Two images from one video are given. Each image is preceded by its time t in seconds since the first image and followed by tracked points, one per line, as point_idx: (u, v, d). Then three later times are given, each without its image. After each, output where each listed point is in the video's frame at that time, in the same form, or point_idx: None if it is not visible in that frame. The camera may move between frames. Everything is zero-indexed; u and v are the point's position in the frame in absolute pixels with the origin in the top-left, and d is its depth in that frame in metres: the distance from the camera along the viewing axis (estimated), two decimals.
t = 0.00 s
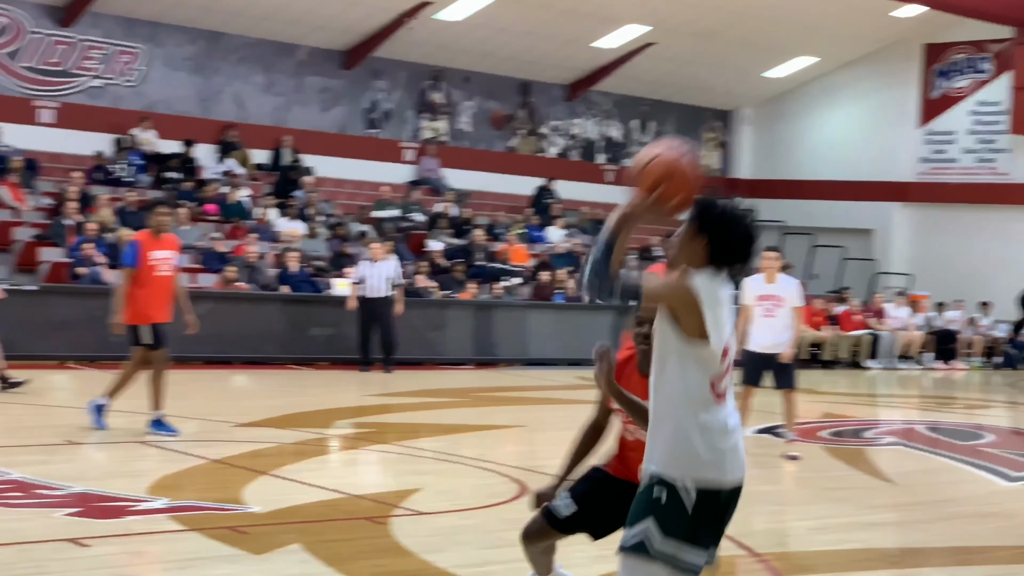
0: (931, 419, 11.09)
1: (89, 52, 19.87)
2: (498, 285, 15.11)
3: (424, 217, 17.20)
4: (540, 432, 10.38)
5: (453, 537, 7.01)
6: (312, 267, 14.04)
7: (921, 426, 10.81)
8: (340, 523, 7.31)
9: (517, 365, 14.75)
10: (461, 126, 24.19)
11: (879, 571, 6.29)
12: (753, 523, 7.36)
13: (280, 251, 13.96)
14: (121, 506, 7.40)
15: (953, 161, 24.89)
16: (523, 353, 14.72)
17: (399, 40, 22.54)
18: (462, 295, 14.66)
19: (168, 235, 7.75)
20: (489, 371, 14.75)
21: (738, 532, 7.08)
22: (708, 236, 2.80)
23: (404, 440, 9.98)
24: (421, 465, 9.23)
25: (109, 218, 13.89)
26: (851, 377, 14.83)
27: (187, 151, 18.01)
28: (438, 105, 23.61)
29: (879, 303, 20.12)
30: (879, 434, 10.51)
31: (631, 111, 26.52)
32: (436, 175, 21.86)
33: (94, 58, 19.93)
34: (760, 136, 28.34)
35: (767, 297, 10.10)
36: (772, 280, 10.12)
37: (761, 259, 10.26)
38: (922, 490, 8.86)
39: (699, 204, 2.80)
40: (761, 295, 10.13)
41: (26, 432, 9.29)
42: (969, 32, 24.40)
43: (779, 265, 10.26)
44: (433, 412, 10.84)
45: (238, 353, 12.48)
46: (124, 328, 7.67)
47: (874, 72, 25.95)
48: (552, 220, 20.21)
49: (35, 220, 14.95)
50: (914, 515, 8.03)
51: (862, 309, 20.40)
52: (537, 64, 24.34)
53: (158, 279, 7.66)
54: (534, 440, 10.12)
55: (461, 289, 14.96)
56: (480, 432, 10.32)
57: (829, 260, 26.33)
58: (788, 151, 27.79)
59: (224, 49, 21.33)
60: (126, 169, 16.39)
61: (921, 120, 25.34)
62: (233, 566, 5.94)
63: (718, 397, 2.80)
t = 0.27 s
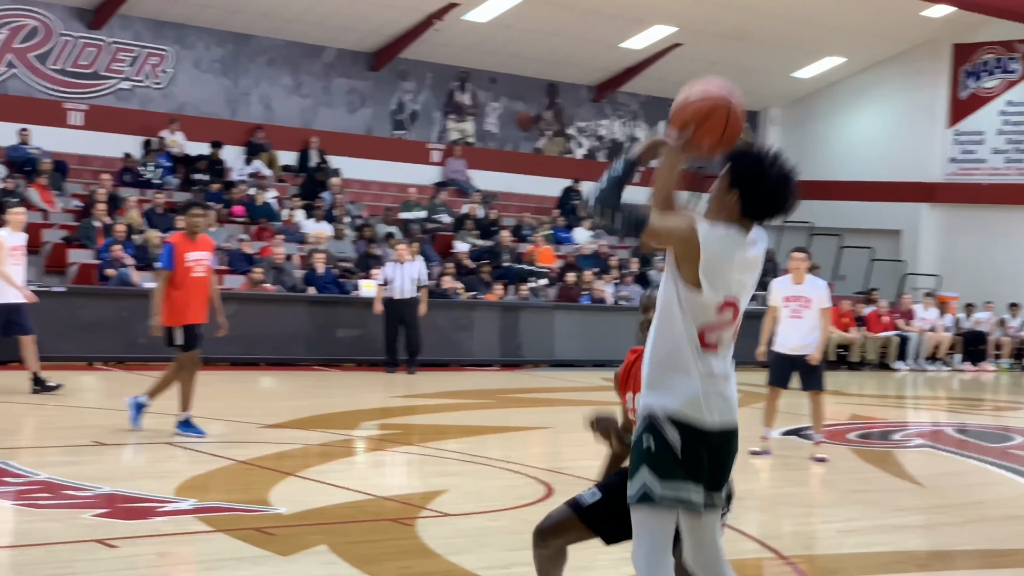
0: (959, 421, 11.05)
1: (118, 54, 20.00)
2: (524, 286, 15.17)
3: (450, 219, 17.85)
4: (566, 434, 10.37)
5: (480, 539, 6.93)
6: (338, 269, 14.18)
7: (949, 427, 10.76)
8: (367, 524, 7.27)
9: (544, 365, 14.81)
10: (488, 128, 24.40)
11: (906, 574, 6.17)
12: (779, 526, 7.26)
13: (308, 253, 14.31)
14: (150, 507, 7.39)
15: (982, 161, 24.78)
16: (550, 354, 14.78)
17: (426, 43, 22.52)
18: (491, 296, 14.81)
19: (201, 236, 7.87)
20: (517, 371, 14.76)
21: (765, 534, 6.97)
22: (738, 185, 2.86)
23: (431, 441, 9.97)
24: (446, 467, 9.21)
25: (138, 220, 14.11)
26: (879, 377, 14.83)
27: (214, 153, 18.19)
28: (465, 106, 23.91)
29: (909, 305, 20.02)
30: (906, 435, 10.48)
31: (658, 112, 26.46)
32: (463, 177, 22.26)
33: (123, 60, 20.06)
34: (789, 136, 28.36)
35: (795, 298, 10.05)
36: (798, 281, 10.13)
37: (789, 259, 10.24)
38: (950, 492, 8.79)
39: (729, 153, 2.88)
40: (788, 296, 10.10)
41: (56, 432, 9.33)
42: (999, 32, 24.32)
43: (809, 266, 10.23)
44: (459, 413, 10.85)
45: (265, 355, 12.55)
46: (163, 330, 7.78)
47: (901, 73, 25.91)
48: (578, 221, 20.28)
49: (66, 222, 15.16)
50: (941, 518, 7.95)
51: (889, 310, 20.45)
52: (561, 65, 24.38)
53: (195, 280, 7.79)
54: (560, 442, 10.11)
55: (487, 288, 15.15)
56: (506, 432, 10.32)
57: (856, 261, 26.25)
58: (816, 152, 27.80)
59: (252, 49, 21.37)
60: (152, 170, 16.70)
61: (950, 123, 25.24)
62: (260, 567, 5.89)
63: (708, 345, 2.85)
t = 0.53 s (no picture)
0: (983, 426, 11.02)
1: (142, 61, 20.01)
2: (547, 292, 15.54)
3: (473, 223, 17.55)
4: (589, 438, 10.34)
5: (505, 543, 6.86)
6: (360, 273, 14.48)
7: (973, 432, 10.74)
8: (389, 530, 7.16)
9: (565, 370, 15.11)
10: (509, 132, 24.27)
11: None
12: (802, 533, 7.13)
13: (331, 258, 14.36)
14: (175, 513, 7.32)
15: (1005, 164, 24.88)
16: (571, 358, 15.06)
17: (447, 46, 22.70)
18: (513, 300, 14.94)
19: (232, 242, 8.04)
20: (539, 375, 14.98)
21: (787, 540, 6.84)
22: (752, 156, 3.16)
23: (453, 447, 9.95)
24: (469, 473, 9.18)
25: (162, 226, 13.90)
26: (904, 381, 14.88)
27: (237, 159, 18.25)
28: (488, 111, 23.54)
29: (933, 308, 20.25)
30: (930, 440, 10.47)
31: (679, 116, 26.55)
32: (484, 181, 21.74)
33: (148, 67, 20.10)
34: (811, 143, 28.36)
35: (817, 302, 10.03)
36: (821, 285, 10.07)
37: (812, 263, 10.23)
38: (975, 498, 8.73)
39: (748, 126, 3.21)
40: (811, 300, 10.07)
41: (81, 439, 9.34)
42: (1021, 34, 24.43)
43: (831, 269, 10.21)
44: (482, 419, 10.85)
45: (288, 360, 12.70)
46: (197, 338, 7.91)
47: (926, 75, 25.86)
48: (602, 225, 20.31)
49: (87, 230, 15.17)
50: (966, 523, 7.87)
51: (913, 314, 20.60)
52: (581, 68, 24.45)
53: (226, 286, 7.92)
54: (583, 446, 10.08)
55: (508, 293, 15.31)
56: (529, 438, 10.30)
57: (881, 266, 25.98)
58: (838, 156, 27.77)
59: (275, 55, 21.52)
60: (177, 178, 16.68)
61: (973, 124, 25.31)
62: (286, 573, 5.82)
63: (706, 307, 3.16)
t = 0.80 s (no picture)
0: (1015, 442, 10.92)
1: (171, 79, 20.29)
2: (574, 308, 15.48)
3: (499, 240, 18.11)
4: (618, 455, 10.30)
5: (532, 561, 6.76)
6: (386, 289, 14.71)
7: (1004, 448, 10.64)
8: (415, 548, 7.07)
9: (594, 387, 15.14)
10: (536, 149, 24.48)
11: None
12: (831, 549, 6.93)
13: (358, 275, 14.61)
14: (203, 529, 7.28)
15: None
16: (600, 375, 15.11)
17: (474, 62, 22.71)
18: (541, 317, 15.02)
19: (267, 259, 8.15)
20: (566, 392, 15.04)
21: (818, 557, 6.66)
22: (758, 145, 3.07)
23: (480, 463, 9.90)
24: (496, 489, 9.10)
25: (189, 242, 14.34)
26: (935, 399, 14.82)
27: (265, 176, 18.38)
28: (514, 128, 23.96)
29: (962, 323, 20.14)
30: (961, 456, 10.40)
31: (706, 132, 26.53)
32: (511, 198, 22.08)
33: (176, 85, 20.33)
34: (840, 156, 28.21)
35: (846, 317, 9.99)
36: (850, 300, 10.04)
37: (841, 278, 10.20)
38: (1008, 514, 8.59)
39: (757, 120, 3.10)
40: (839, 315, 10.04)
41: (111, 455, 9.36)
42: None
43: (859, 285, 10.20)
44: (509, 435, 10.82)
45: (314, 377, 12.89)
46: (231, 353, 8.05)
47: (954, 91, 25.74)
48: (627, 242, 20.64)
49: (115, 247, 15.28)
50: (997, 540, 7.71)
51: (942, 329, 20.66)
52: (607, 85, 24.43)
53: (256, 301, 8.00)
54: (612, 463, 10.02)
55: (536, 310, 15.44)
56: (557, 455, 10.25)
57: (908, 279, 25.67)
58: (866, 171, 27.68)
59: (303, 73, 21.60)
60: (205, 195, 16.91)
61: (1001, 140, 25.17)
62: None
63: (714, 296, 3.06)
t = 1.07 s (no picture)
0: None
1: (195, 97, 20.19)
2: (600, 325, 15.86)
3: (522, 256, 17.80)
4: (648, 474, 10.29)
5: None
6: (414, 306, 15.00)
7: None
8: (443, 566, 6.98)
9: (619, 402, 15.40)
10: (560, 165, 24.53)
11: None
12: (859, 568, 6.82)
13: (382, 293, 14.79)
14: (230, 549, 7.22)
15: None
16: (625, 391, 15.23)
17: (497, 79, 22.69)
18: (567, 334, 15.20)
19: (298, 275, 8.15)
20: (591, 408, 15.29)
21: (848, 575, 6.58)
22: (756, 148, 3.15)
23: (506, 481, 9.88)
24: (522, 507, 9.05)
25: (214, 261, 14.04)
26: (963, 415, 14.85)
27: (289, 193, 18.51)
28: (537, 143, 23.99)
29: (988, 338, 20.23)
30: (988, 472, 10.38)
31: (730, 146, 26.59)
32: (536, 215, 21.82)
33: (200, 102, 20.24)
34: (861, 172, 28.26)
35: (873, 333, 9.93)
36: (877, 316, 9.95)
37: (868, 292, 10.10)
38: None
39: (753, 120, 3.20)
40: (866, 331, 9.98)
41: (141, 475, 9.36)
42: None
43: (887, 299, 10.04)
44: (535, 452, 10.83)
45: (339, 394, 12.98)
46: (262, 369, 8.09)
47: (979, 103, 25.64)
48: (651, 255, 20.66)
49: (143, 264, 15.37)
50: None
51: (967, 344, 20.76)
52: (631, 100, 24.47)
53: (288, 319, 8.00)
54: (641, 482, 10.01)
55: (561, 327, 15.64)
56: (584, 472, 10.24)
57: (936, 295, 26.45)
58: (890, 184, 27.65)
59: (326, 91, 21.66)
60: (230, 213, 16.97)
61: None
62: None
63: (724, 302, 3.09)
